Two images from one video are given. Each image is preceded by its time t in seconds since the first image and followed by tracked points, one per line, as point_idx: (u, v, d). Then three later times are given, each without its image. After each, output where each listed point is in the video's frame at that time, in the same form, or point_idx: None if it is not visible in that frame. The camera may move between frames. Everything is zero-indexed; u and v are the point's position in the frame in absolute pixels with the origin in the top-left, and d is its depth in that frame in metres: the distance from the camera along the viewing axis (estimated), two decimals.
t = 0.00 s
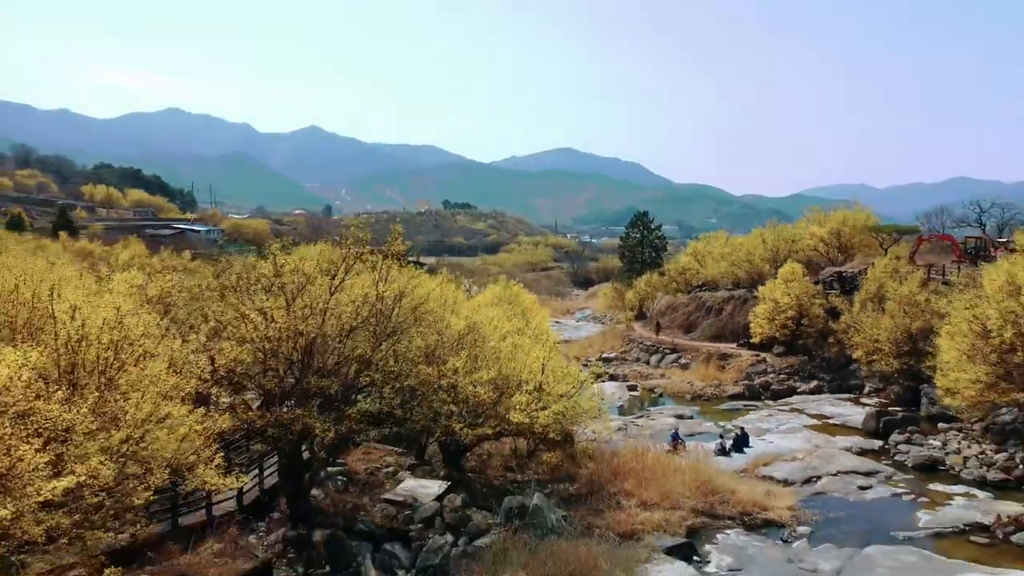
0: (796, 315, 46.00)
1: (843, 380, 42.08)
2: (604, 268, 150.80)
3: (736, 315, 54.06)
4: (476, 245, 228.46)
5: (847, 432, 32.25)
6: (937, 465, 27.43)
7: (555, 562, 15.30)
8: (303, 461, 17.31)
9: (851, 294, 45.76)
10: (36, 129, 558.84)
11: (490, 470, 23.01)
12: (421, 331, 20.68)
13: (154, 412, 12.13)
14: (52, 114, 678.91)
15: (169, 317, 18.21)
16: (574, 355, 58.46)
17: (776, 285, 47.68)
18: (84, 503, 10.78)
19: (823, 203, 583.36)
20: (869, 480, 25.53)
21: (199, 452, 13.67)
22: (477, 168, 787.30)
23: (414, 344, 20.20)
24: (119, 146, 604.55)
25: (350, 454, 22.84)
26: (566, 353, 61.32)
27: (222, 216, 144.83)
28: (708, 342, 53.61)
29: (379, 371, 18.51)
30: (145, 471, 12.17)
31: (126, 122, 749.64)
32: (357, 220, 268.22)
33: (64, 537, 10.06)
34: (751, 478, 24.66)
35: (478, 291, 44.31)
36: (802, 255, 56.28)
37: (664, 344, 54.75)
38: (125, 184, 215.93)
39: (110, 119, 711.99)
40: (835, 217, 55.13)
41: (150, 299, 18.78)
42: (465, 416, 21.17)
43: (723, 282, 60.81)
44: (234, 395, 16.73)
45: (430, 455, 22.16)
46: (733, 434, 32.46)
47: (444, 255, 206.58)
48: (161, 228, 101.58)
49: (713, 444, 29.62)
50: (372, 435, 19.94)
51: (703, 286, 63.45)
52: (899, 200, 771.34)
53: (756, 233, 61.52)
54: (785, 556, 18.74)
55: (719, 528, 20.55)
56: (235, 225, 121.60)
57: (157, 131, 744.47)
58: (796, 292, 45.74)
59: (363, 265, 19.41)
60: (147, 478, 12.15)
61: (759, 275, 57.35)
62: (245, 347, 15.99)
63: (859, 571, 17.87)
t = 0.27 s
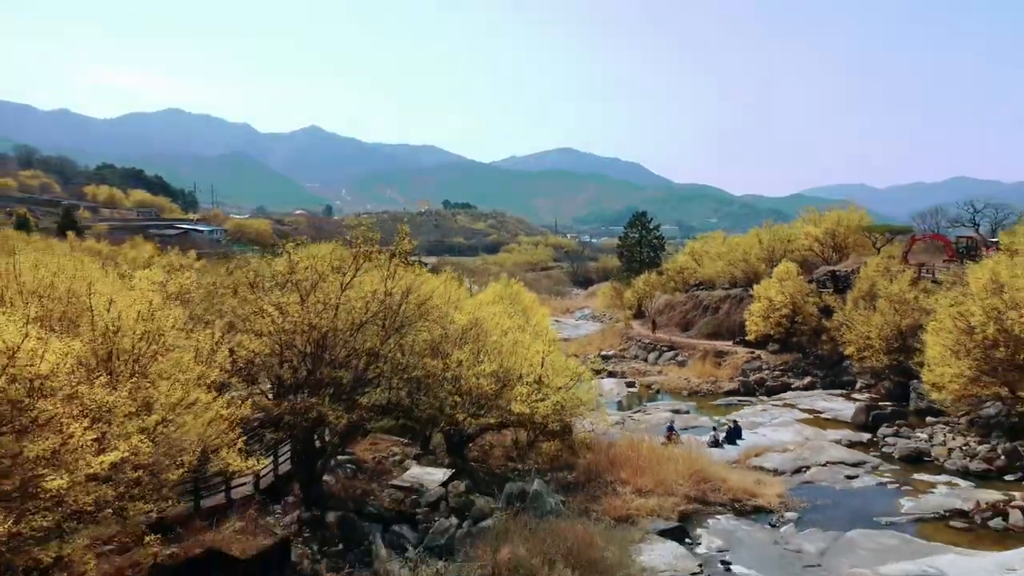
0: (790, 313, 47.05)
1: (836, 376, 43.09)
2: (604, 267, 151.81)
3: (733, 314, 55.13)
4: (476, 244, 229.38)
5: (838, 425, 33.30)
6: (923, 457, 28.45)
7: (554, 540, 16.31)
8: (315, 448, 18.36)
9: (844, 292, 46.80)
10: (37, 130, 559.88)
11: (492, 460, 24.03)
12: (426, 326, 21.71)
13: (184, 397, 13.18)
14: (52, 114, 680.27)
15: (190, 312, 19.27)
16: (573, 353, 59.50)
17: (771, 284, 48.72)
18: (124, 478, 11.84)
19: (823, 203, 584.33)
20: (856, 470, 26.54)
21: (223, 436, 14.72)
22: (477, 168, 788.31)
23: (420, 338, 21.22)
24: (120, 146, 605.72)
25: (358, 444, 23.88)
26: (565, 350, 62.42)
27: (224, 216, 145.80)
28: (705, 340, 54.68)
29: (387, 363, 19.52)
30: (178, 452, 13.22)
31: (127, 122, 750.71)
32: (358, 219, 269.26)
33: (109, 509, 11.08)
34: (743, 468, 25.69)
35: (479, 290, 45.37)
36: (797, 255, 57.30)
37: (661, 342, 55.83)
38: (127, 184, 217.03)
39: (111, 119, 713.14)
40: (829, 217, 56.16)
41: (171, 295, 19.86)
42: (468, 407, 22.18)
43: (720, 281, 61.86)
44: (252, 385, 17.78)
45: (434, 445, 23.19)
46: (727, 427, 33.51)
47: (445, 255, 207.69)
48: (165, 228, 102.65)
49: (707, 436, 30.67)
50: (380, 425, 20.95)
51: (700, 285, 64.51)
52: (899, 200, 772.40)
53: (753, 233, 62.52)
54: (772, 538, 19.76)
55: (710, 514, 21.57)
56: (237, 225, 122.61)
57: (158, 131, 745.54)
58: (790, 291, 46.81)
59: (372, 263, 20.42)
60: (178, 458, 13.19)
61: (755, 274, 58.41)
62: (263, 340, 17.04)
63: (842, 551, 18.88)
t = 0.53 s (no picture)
0: (784, 311, 48.16)
1: (829, 371, 44.13)
2: (604, 267, 152.90)
3: (729, 312, 56.24)
4: (476, 244, 230.38)
5: (828, 419, 34.40)
6: (909, 448, 29.53)
7: (553, 519, 17.40)
8: (327, 436, 19.46)
9: (837, 291, 47.90)
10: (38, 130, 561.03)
11: (494, 450, 25.08)
12: (432, 321, 22.82)
13: (211, 384, 14.31)
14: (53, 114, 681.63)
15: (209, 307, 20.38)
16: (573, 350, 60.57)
17: (766, 282, 49.82)
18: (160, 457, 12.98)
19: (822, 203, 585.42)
20: (843, 460, 27.63)
21: (245, 421, 15.85)
22: (477, 168, 789.48)
23: (426, 332, 22.31)
24: (120, 146, 606.93)
25: (366, 434, 24.98)
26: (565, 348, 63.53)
27: (226, 216, 146.86)
28: (701, 338, 55.80)
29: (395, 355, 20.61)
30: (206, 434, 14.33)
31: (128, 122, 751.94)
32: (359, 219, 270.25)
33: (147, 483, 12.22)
34: (734, 458, 26.80)
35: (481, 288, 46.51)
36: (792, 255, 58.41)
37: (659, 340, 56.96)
38: (129, 185, 218.13)
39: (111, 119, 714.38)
40: (824, 217, 57.27)
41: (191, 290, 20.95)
42: (471, 399, 23.29)
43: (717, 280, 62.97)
44: (269, 375, 18.88)
45: (439, 435, 24.28)
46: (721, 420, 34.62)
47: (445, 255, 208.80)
48: (170, 228, 103.75)
49: (701, 428, 31.78)
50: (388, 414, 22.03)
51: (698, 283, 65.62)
52: (898, 201, 773.24)
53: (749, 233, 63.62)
54: (760, 521, 20.86)
55: (702, 499, 22.66)
56: (240, 225, 123.72)
57: (158, 131, 746.75)
58: (784, 289, 47.93)
59: (380, 259, 21.47)
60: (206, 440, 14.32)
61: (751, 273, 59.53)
62: (280, 333, 18.14)
63: (825, 533, 19.99)
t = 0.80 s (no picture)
0: (780, 309, 49.14)
1: (823, 368, 45.14)
2: (604, 267, 153.86)
3: (726, 310, 57.26)
4: (476, 244, 231.33)
5: (820, 413, 35.39)
6: (897, 440, 30.52)
7: (553, 502, 18.38)
8: (338, 425, 20.44)
9: (831, 289, 48.87)
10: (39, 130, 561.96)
11: (496, 441, 26.05)
12: (437, 316, 23.79)
13: (233, 373, 15.31)
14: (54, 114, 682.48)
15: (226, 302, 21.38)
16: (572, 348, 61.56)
17: (762, 281, 50.80)
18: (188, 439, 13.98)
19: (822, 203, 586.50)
20: (833, 451, 28.62)
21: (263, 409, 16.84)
22: (478, 168, 790.43)
23: (431, 327, 23.29)
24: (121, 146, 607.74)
25: (374, 426, 26.00)
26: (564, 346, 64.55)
27: (228, 216, 147.80)
28: (699, 335, 56.83)
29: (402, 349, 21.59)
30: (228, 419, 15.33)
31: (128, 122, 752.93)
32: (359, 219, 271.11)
33: (179, 463, 13.23)
34: (728, 449, 27.79)
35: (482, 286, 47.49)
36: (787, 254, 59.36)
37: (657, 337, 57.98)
38: (131, 185, 219.09)
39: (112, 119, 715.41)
40: (819, 217, 58.21)
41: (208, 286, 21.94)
42: (474, 391, 24.27)
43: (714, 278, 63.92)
44: (283, 366, 19.87)
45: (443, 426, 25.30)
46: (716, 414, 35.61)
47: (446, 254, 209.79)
48: (173, 228, 104.70)
49: (696, 422, 32.77)
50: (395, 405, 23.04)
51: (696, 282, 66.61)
52: (898, 200, 774.34)
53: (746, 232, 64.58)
54: (750, 507, 21.83)
55: (695, 487, 23.66)
56: (243, 225, 124.67)
57: (159, 131, 747.75)
58: (779, 287, 48.92)
59: (387, 257, 22.43)
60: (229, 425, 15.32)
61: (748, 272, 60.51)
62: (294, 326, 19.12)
63: (811, 518, 20.96)
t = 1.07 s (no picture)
0: (776, 307, 50.09)
1: (817, 365, 46.08)
2: (603, 266, 154.72)
3: (723, 308, 58.22)
4: (477, 244, 232.13)
5: (813, 408, 36.37)
6: (887, 434, 31.49)
7: (552, 488, 19.35)
8: (348, 416, 21.41)
9: (826, 287, 49.80)
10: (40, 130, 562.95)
11: (499, 433, 27.04)
12: (441, 313, 24.76)
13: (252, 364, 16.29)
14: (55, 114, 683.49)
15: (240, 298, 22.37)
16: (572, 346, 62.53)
17: (758, 280, 51.75)
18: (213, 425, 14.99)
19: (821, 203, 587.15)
20: (824, 444, 29.61)
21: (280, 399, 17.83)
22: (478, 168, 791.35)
23: (436, 323, 24.26)
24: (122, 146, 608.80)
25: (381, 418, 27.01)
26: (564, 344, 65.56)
27: (230, 216, 148.73)
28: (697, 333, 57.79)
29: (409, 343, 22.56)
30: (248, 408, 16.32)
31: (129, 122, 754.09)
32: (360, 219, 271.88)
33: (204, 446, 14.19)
34: (722, 441, 28.76)
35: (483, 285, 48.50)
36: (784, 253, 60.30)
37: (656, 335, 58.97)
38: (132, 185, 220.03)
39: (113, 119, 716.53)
40: (815, 216, 59.11)
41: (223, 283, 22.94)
42: (477, 384, 25.25)
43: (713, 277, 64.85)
44: (296, 359, 20.86)
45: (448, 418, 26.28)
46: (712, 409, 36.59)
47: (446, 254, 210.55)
48: (177, 228, 105.63)
49: (693, 416, 33.73)
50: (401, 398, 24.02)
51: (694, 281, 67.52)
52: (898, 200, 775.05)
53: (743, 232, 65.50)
54: (741, 495, 22.80)
55: (689, 476, 24.64)
56: (245, 224, 125.63)
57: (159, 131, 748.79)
58: (775, 286, 49.88)
59: (394, 256, 23.39)
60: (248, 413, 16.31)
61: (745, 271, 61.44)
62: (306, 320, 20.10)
63: (800, 505, 21.93)
